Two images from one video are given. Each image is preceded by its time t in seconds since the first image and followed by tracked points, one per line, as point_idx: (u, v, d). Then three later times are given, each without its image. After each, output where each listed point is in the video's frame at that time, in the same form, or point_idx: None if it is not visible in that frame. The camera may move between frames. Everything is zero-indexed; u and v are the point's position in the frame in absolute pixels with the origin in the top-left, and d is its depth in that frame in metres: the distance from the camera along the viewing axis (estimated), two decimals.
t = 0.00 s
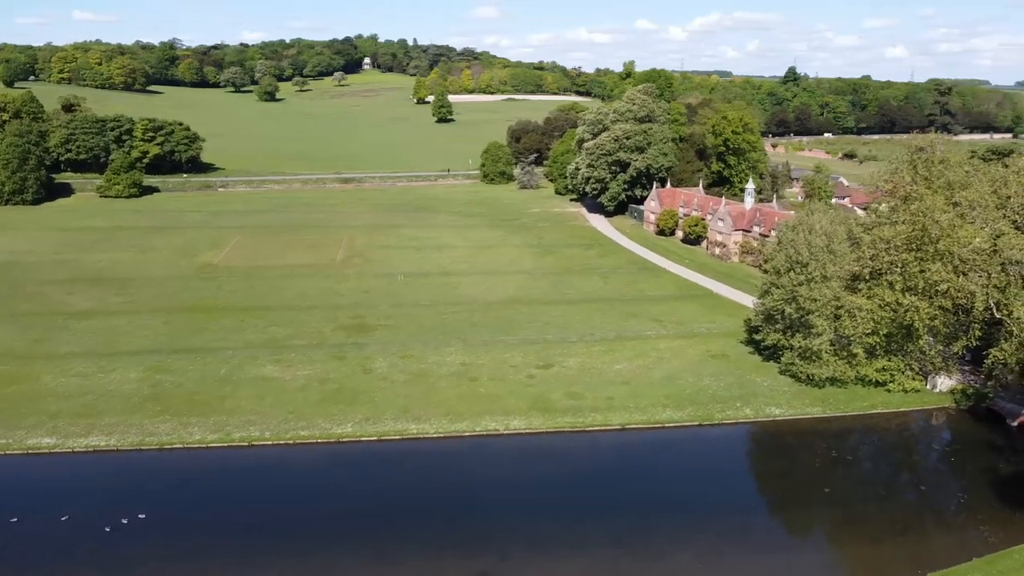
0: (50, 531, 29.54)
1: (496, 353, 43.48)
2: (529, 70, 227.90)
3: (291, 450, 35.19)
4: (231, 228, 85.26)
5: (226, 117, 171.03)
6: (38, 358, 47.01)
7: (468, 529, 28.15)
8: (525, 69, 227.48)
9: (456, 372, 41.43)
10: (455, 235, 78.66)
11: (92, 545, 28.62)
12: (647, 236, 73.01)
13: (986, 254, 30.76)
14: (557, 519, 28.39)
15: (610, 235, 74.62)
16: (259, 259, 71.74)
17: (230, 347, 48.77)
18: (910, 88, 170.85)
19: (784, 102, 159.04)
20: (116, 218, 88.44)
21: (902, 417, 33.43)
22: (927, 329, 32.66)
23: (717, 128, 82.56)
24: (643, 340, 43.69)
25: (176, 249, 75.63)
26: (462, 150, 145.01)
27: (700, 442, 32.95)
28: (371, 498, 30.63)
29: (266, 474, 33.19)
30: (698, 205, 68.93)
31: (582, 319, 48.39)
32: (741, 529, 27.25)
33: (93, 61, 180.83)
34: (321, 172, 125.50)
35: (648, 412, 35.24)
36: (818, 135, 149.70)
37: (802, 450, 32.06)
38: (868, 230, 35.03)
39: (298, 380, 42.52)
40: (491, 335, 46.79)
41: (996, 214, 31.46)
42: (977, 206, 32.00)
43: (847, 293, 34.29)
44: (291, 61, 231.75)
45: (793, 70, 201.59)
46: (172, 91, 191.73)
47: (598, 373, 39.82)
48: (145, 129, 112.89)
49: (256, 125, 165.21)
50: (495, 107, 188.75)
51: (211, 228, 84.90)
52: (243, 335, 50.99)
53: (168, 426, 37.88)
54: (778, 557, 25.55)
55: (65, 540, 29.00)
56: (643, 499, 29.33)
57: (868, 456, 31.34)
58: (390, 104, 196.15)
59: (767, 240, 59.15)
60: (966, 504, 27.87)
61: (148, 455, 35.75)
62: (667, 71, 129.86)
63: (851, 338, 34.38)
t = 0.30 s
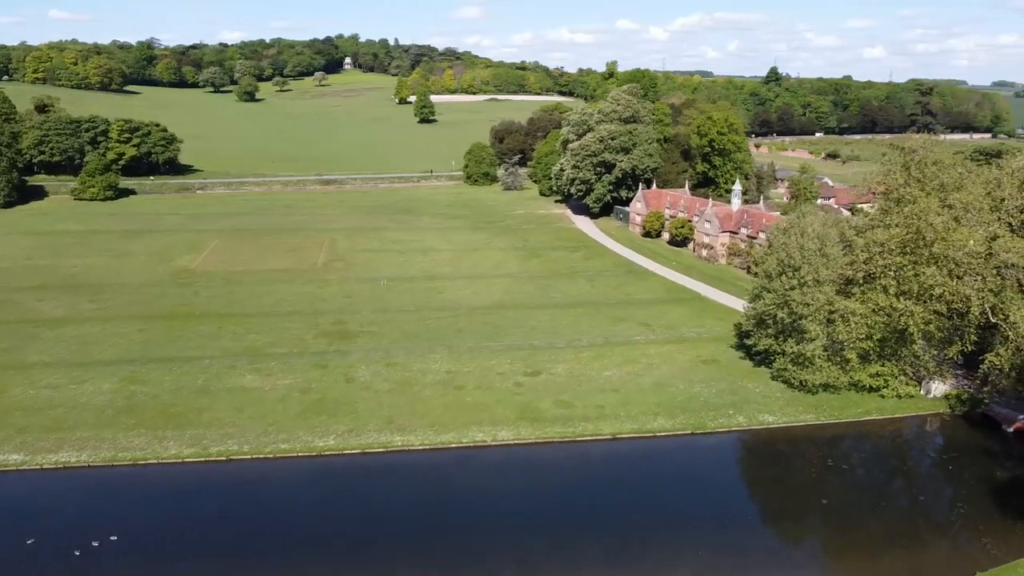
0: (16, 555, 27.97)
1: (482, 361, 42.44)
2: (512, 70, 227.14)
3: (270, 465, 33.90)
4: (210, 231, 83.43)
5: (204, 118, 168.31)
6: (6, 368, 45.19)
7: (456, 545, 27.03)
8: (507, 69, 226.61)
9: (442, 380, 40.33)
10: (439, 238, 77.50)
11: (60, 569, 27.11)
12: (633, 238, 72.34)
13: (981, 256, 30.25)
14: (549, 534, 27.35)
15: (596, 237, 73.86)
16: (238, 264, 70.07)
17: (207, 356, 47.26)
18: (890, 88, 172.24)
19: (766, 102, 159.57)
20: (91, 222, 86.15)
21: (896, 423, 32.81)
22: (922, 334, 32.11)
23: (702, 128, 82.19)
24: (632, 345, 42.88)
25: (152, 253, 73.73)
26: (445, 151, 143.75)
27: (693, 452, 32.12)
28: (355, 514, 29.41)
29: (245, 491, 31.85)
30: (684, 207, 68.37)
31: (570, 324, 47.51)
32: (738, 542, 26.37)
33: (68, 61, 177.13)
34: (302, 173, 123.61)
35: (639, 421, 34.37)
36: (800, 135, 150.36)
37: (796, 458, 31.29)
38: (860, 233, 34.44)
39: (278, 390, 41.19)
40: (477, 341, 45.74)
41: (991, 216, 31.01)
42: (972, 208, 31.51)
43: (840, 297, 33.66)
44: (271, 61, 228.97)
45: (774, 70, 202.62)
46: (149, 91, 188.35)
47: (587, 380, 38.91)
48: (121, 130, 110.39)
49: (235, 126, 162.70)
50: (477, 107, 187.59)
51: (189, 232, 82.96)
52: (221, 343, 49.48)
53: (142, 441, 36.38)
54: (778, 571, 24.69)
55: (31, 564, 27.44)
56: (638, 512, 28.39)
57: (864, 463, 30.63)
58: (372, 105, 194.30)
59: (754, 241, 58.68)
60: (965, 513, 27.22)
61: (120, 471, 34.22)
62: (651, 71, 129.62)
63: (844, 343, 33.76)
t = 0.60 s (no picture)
0: None
1: (468, 369, 41.41)
2: (495, 70, 226.00)
3: (249, 481, 32.56)
4: (188, 235, 81.57)
5: (182, 119, 165.55)
6: None
7: (444, 565, 25.88)
8: (490, 70, 225.39)
9: (427, 390, 39.22)
10: (423, 240, 76.31)
11: None
12: (619, 240, 71.63)
13: (977, 260, 29.74)
14: (541, 551, 26.29)
15: (582, 239, 73.09)
16: (217, 268, 68.40)
17: (184, 366, 45.75)
18: (871, 88, 173.33)
19: (749, 102, 159.94)
20: (65, 226, 83.93)
21: (891, 430, 32.18)
22: (917, 339, 31.51)
23: (688, 129, 81.77)
24: (621, 351, 42.05)
25: (128, 258, 71.80)
26: (428, 152, 142.45)
27: (687, 462, 31.25)
28: (337, 534, 28.14)
29: (222, 510, 30.49)
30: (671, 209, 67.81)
31: (557, 329, 46.61)
32: (737, 556, 25.48)
33: (42, 60, 173.40)
34: (282, 175, 121.74)
35: (631, 430, 33.48)
36: (783, 134, 150.79)
37: (792, 468, 30.50)
38: (854, 236, 33.80)
39: (258, 402, 39.85)
40: (463, 348, 44.68)
41: (986, 219, 30.56)
42: (966, 210, 31.00)
43: (834, 302, 33.01)
44: (251, 61, 226.12)
45: (756, 70, 203.31)
46: (126, 91, 184.96)
47: (576, 388, 37.99)
48: (96, 131, 107.83)
49: (214, 127, 160.15)
50: (460, 108, 186.28)
51: (166, 236, 81.06)
52: (199, 351, 47.98)
53: (115, 457, 34.87)
54: None
55: None
56: (632, 526, 27.42)
57: (861, 472, 29.90)
58: (353, 105, 192.39)
59: (742, 243, 58.15)
60: (965, 524, 26.49)
61: (91, 490, 32.69)
62: (634, 72, 129.24)
63: (838, 349, 33.12)
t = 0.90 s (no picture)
0: None
1: (454, 377, 40.35)
2: (477, 70, 224.74)
3: (227, 498, 31.19)
4: (165, 239, 79.63)
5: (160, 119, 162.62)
6: None
7: None
8: (472, 69, 224.16)
9: (412, 399, 38.11)
10: (406, 243, 75.07)
11: None
12: (606, 242, 70.88)
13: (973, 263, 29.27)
14: (532, 569, 25.21)
15: (567, 241, 72.26)
16: (195, 273, 66.69)
17: (160, 376, 44.19)
18: (852, 88, 174.33)
19: (732, 102, 160.23)
20: (37, 230, 81.60)
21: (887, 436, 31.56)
22: (912, 344, 30.95)
23: (673, 129, 81.31)
24: (610, 357, 41.22)
25: (102, 263, 69.84)
26: (410, 153, 141.05)
27: (680, 473, 30.36)
28: (318, 554, 26.86)
29: (198, 529, 29.11)
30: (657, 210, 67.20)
31: (545, 335, 45.68)
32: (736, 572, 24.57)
33: (16, 60, 169.51)
34: (262, 176, 119.80)
35: (622, 440, 32.59)
36: (765, 135, 151.24)
37: (788, 478, 29.68)
38: (847, 239, 33.21)
39: (236, 414, 38.48)
40: (448, 355, 43.61)
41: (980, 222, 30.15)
42: (960, 213, 30.54)
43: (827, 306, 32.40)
44: (230, 61, 223.14)
45: (739, 70, 204.00)
46: (102, 91, 181.41)
47: (565, 396, 37.07)
48: (70, 133, 105.08)
49: (193, 127, 157.46)
50: (443, 108, 184.88)
51: (143, 239, 79.06)
52: (175, 361, 46.43)
53: (86, 474, 33.31)
54: None
55: None
56: (626, 541, 26.43)
57: (859, 480, 29.07)
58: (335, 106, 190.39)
59: (730, 245, 57.65)
60: (967, 534, 25.73)
61: (60, 510, 31.13)
62: (618, 72, 128.81)
63: (832, 354, 32.48)
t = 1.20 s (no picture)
0: None
1: (440, 385, 39.28)
2: (459, 70, 223.32)
3: (204, 517, 29.86)
4: (141, 243, 77.68)
5: (136, 120, 159.49)
6: None
7: None
8: (454, 70, 222.75)
9: (396, 409, 36.98)
10: (389, 246, 73.79)
11: None
12: (592, 244, 70.12)
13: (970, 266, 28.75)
14: None
15: (553, 243, 71.43)
16: (173, 279, 64.95)
17: (134, 386, 42.64)
18: (833, 88, 175.17)
19: (715, 102, 160.40)
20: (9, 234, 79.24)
21: (884, 443, 30.98)
22: (907, 349, 30.41)
23: (658, 130, 80.77)
24: (599, 364, 40.36)
25: (76, 269, 67.82)
26: (392, 154, 139.52)
27: (673, 483, 29.50)
28: None
29: (175, 551, 27.77)
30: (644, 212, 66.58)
31: (532, 341, 44.74)
32: None
33: None
34: (241, 178, 117.73)
35: (613, 450, 31.69)
36: (748, 135, 151.56)
37: (783, 487, 28.91)
38: (841, 242, 32.60)
39: (214, 426, 37.10)
40: (433, 363, 42.50)
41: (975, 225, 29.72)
42: (956, 216, 30.03)
43: (822, 311, 31.79)
44: (209, 61, 219.97)
45: (721, 70, 204.45)
46: (77, 92, 177.88)
47: (554, 404, 36.12)
48: (43, 134, 102.73)
49: (170, 128, 154.67)
50: (425, 108, 183.29)
51: (118, 244, 77.04)
52: (151, 371, 44.87)
53: (55, 491, 31.78)
54: None
55: None
56: (621, 557, 25.47)
57: (857, 489, 28.40)
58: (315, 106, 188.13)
59: (718, 247, 57.14)
60: (970, 546, 25.06)
61: (27, 531, 29.57)
62: (602, 72, 128.24)
63: (826, 360, 31.86)
